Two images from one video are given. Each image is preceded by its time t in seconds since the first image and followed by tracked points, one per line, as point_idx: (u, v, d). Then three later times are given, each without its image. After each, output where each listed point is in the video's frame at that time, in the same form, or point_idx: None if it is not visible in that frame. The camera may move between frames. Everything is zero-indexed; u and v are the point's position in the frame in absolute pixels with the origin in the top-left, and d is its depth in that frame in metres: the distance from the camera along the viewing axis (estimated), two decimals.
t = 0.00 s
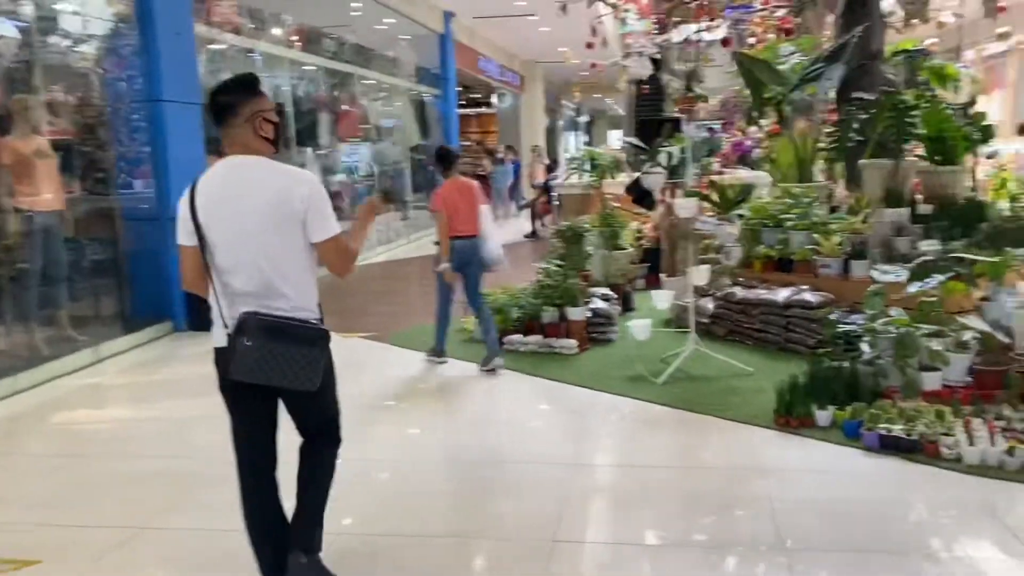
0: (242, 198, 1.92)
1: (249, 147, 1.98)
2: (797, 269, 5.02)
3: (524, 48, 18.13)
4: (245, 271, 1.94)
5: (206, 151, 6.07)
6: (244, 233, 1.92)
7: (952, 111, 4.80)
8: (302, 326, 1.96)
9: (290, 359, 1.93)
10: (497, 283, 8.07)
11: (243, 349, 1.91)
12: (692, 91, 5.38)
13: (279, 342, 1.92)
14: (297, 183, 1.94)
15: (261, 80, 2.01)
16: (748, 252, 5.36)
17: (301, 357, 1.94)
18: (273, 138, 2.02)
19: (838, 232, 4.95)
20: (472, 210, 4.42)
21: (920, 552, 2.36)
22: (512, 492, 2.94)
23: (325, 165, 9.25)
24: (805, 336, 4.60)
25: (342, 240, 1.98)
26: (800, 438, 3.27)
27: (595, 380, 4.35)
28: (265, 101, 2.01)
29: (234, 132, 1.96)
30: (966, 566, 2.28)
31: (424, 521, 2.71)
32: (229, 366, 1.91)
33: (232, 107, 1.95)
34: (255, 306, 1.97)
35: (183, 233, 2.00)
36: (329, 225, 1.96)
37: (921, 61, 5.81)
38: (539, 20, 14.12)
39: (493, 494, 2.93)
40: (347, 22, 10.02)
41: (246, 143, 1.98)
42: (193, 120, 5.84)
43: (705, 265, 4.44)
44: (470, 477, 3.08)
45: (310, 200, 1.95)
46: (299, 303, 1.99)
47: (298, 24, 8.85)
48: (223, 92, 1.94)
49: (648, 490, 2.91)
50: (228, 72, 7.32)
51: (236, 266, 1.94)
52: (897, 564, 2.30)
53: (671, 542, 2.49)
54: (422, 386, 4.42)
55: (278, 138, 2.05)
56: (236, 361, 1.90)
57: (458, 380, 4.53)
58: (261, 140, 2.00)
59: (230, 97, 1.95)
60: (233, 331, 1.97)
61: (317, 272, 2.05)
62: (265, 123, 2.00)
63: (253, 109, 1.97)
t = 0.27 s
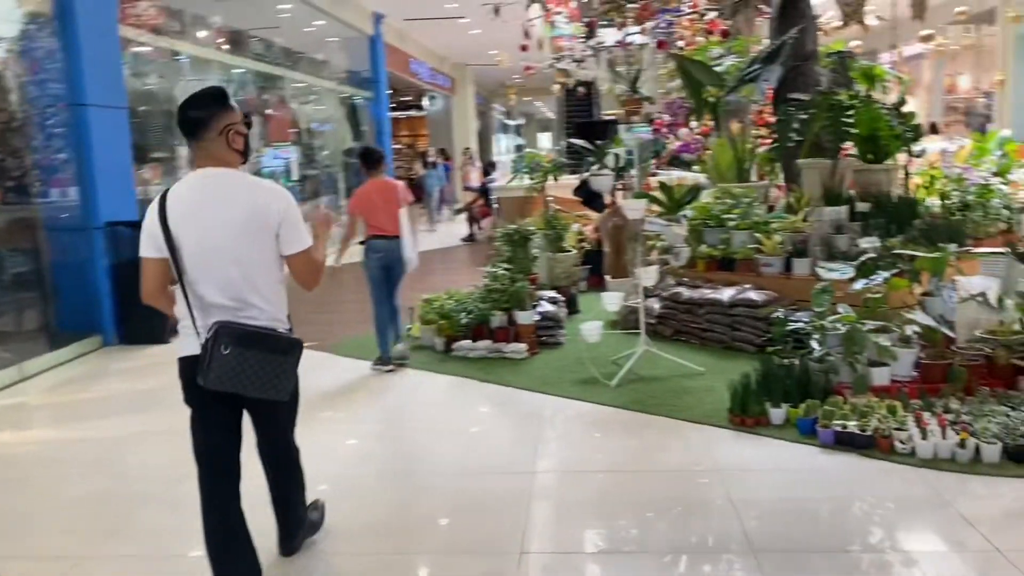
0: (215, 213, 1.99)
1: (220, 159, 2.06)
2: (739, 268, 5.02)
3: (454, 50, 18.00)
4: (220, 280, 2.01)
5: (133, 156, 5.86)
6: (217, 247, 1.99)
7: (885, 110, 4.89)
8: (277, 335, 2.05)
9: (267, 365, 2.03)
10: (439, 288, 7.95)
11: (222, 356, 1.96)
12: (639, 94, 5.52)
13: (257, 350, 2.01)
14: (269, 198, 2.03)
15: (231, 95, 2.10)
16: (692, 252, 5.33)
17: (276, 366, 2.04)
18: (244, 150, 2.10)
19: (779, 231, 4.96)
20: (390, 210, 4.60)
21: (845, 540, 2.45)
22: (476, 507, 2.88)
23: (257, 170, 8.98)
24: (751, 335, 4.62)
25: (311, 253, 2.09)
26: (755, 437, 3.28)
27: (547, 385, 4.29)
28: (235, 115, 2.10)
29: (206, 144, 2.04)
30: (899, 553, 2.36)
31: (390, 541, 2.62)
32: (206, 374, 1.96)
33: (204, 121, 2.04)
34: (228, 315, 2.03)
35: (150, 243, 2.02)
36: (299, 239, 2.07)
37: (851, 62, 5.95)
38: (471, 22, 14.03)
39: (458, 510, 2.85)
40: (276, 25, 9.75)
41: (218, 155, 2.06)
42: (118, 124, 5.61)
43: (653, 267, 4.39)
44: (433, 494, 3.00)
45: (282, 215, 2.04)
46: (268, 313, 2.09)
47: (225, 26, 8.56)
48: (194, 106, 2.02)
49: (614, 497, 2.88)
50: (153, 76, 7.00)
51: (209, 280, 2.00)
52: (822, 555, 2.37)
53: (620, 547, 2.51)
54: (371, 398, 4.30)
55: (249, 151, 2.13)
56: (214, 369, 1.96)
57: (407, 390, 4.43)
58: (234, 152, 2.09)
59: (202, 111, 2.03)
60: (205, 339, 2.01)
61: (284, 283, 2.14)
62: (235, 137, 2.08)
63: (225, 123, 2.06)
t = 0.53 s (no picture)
0: (212, 216, 2.12)
1: (217, 164, 2.20)
2: (703, 272, 5.05)
3: (406, 55, 17.85)
4: (221, 276, 2.14)
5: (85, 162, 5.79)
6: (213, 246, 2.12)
7: (843, 114, 5.09)
8: (276, 327, 2.17)
9: (269, 359, 2.14)
10: (399, 296, 7.83)
11: (228, 347, 2.07)
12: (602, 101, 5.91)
13: (261, 343, 2.12)
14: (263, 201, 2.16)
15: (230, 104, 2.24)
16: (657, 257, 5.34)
17: (276, 358, 2.16)
18: (239, 155, 2.25)
19: (742, 234, 5.02)
20: (340, 219, 4.52)
21: (811, 540, 2.48)
22: (456, 522, 2.82)
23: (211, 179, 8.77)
24: (717, 338, 4.63)
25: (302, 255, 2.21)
26: (729, 441, 3.29)
27: (517, 392, 4.25)
28: (232, 122, 2.23)
29: (205, 150, 2.18)
30: (858, 551, 2.40)
31: (370, 562, 2.55)
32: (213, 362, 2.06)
33: (204, 128, 2.16)
34: (228, 309, 2.16)
35: (152, 242, 2.15)
36: (291, 241, 2.19)
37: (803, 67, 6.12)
38: (424, 27, 13.95)
39: (439, 528, 2.77)
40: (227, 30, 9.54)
41: (214, 160, 2.20)
42: (69, 131, 5.54)
43: (621, 272, 4.40)
44: (415, 513, 2.91)
45: (275, 218, 2.17)
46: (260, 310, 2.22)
47: (175, 31, 8.36)
48: (196, 114, 2.16)
49: (596, 507, 2.85)
50: (101, 82, 6.81)
51: (204, 277, 2.13)
52: (784, 558, 2.38)
53: (593, 557, 2.48)
54: (337, 409, 4.21)
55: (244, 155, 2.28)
56: (219, 360, 2.06)
57: (375, 400, 4.35)
58: (230, 157, 2.23)
59: (203, 118, 2.17)
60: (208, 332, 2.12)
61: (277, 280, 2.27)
62: (233, 141, 2.23)
63: (224, 129, 2.20)
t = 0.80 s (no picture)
0: (228, 210, 2.25)
1: (224, 161, 2.33)
2: (689, 275, 5.07)
3: (387, 57, 17.77)
4: (231, 269, 2.26)
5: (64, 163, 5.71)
6: (230, 238, 2.25)
7: (827, 120, 5.19)
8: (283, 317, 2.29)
9: (272, 349, 2.25)
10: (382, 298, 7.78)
11: (235, 337, 2.20)
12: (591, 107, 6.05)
13: (265, 334, 2.24)
14: (273, 196, 2.33)
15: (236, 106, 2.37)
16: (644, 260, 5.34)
17: (282, 346, 2.27)
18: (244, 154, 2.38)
19: (727, 238, 5.03)
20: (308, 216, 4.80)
21: (794, 541, 2.50)
22: (446, 525, 2.80)
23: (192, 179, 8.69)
24: (703, 341, 4.63)
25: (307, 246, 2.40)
26: (717, 443, 3.30)
27: (504, 395, 4.24)
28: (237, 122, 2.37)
29: (212, 148, 2.30)
30: (838, 552, 2.42)
31: (360, 566, 2.54)
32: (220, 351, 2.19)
33: (211, 127, 2.29)
34: (237, 301, 2.29)
35: (164, 238, 2.26)
36: (298, 233, 2.37)
37: (786, 73, 6.20)
38: (406, 29, 13.91)
39: (429, 532, 2.76)
40: (209, 29, 9.43)
41: (221, 158, 2.32)
42: (49, 129, 5.45)
43: (609, 275, 4.35)
44: (404, 516, 2.89)
45: (285, 211, 2.34)
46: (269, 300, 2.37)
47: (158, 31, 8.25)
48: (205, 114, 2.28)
49: (586, 509, 2.84)
50: (83, 81, 6.72)
51: (219, 269, 2.25)
52: (765, 560, 2.40)
53: (577, 560, 2.48)
54: (322, 411, 4.18)
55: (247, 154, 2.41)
56: (227, 350, 2.19)
57: (360, 402, 4.32)
58: (235, 154, 2.36)
59: (212, 117, 2.30)
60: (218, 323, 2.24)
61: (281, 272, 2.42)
62: (238, 140, 2.36)
63: (231, 129, 2.33)
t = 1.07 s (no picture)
0: (236, 207, 2.30)
1: (235, 162, 2.40)
2: (685, 276, 5.08)
3: (384, 55, 17.73)
4: (234, 263, 2.32)
5: (60, 156, 5.68)
6: (237, 235, 2.31)
7: (824, 124, 5.22)
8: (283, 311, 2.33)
9: (270, 338, 2.30)
10: (376, 296, 7.76)
11: (231, 329, 2.24)
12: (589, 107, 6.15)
13: (263, 324, 2.28)
14: (280, 193, 2.37)
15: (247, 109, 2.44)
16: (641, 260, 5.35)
17: (281, 337, 2.31)
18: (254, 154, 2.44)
19: (724, 240, 5.04)
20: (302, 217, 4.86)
21: (786, 543, 2.51)
22: (442, 523, 2.81)
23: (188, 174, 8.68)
24: (698, 342, 4.64)
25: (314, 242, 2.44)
26: (713, 444, 3.32)
27: (500, 394, 4.24)
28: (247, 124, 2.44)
29: (224, 148, 2.37)
30: (830, 554, 2.43)
31: (356, 563, 2.54)
32: (220, 344, 2.24)
33: (223, 129, 2.36)
34: (240, 295, 2.34)
35: (173, 232, 2.33)
36: (305, 229, 2.41)
37: (784, 75, 6.22)
38: (403, 27, 13.90)
39: (425, 530, 2.76)
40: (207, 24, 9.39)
41: (232, 158, 2.39)
42: (45, 123, 5.42)
43: (604, 276, 4.36)
44: (400, 514, 2.89)
45: (292, 208, 2.39)
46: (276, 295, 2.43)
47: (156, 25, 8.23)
48: (218, 116, 2.36)
49: (582, 509, 2.85)
50: (79, 74, 6.70)
51: (223, 262, 2.32)
52: (757, 562, 2.41)
53: (570, 560, 2.48)
54: (317, 408, 4.18)
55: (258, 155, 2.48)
56: (224, 342, 2.24)
57: (355, 399, 4.31)
58: (245, 155, 2.43)
59: (224, 119, 2.37)
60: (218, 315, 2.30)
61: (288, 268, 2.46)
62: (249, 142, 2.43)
63: (242, 130, 2.40)
